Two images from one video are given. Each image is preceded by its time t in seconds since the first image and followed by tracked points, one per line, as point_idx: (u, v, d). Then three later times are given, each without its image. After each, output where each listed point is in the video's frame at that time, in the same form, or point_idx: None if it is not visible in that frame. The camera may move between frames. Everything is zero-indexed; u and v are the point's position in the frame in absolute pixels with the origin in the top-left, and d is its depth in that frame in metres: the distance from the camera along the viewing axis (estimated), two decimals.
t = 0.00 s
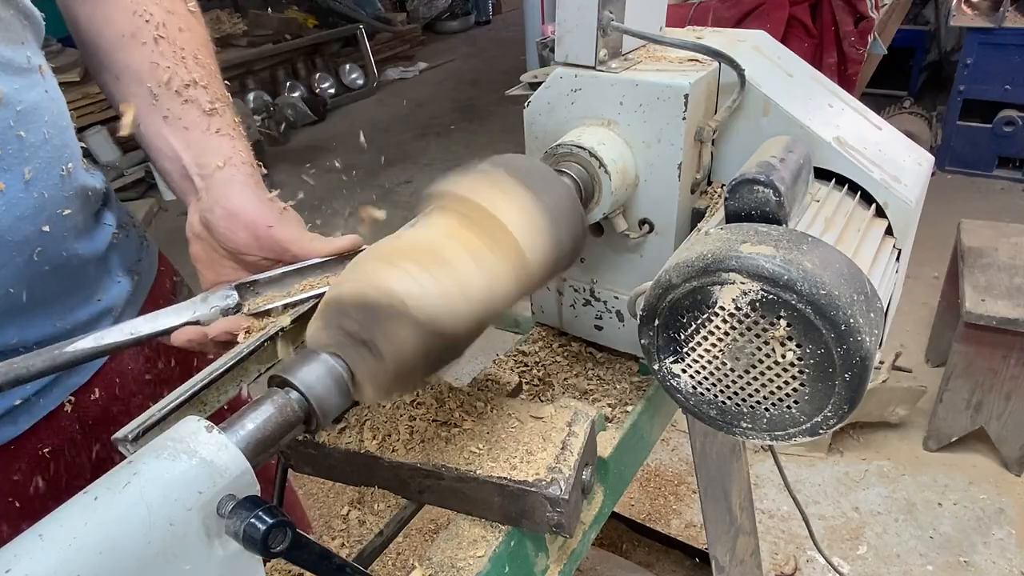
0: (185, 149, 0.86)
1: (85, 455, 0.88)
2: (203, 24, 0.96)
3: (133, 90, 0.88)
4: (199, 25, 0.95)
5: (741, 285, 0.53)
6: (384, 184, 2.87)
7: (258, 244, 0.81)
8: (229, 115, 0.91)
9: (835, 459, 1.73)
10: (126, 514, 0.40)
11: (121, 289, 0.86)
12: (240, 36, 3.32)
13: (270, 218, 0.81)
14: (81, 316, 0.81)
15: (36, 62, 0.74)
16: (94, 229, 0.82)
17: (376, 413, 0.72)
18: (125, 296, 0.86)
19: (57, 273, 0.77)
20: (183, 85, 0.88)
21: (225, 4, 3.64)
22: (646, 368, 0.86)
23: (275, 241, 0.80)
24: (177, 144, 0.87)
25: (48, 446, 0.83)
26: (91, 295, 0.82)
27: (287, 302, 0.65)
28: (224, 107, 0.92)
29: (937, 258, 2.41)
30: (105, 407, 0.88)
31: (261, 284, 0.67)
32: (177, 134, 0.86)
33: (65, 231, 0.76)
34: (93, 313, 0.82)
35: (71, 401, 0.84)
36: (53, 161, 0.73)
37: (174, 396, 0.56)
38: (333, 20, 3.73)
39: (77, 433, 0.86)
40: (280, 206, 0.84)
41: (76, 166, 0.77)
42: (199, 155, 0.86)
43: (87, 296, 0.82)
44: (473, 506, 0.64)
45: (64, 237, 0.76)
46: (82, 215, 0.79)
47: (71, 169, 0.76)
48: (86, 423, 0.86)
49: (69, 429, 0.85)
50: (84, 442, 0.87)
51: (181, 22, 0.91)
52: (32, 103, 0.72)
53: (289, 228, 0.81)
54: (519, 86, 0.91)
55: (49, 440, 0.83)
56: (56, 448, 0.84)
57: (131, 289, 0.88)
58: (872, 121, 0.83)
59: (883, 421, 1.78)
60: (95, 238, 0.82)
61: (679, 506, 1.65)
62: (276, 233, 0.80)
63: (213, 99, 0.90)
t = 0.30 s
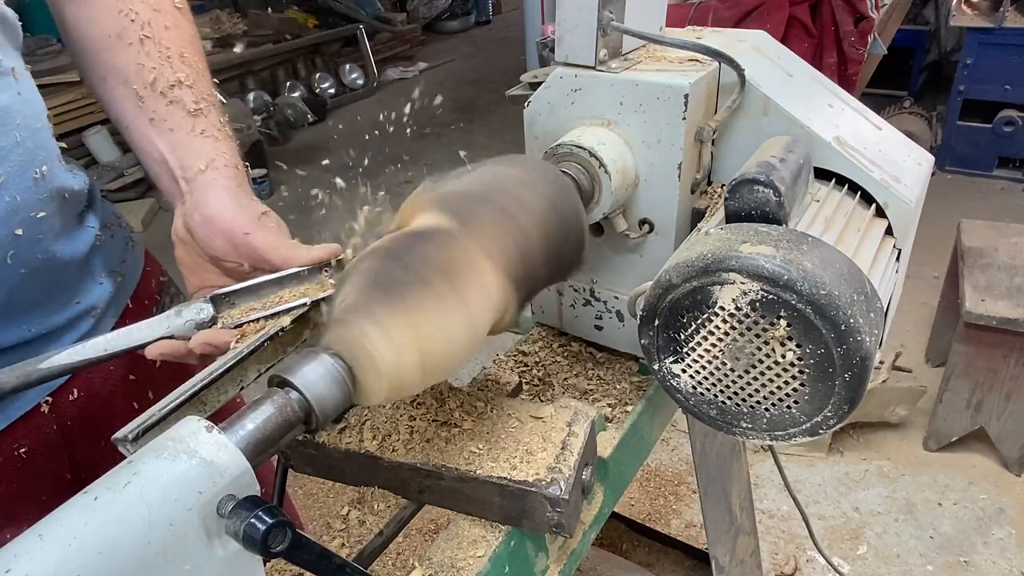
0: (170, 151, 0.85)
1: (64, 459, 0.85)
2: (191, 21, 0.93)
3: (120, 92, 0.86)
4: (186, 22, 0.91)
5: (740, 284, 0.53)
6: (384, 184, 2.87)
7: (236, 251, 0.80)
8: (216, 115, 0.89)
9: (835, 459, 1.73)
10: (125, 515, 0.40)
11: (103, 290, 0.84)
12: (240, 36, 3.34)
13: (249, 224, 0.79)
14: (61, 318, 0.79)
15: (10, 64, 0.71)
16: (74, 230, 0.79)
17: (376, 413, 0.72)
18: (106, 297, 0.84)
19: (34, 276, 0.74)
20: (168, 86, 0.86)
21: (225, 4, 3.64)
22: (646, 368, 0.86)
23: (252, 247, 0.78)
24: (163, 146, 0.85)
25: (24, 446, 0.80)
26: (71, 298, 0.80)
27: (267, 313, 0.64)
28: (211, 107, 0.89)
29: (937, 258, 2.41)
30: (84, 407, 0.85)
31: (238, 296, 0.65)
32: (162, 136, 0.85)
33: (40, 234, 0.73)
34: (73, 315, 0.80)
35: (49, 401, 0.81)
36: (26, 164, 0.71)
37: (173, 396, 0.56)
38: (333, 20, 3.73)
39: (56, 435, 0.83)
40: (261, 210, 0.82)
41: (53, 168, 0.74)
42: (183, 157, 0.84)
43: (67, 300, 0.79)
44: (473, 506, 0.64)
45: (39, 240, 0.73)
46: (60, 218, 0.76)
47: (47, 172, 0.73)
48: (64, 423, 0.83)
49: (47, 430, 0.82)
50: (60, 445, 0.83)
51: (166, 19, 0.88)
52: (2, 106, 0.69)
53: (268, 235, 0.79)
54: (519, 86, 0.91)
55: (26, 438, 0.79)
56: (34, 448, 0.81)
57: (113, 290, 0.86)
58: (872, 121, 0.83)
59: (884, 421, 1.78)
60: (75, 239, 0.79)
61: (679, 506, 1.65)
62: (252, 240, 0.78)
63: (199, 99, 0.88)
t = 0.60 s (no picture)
0: (149, 156, 0.86)
1: (47, 471, 0.86)
2: (170, 25, 0.94)
3: (97, 95, 0.87)
4: (165, 26, 0.93)
5: (740, 284, 0.53)
6: (384, 184, 2.87)
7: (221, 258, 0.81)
8: (196, 118, 0.91)
9: (835, 458, 1.73)
10: (125, 515, 0.40)
11: (85, 299, 0.85)
12: (240, 36, 3.36)
13: (233, 232, 0.81)
14: (43, 326, 0.80)
15: None
16: (56, 237, 0.80)
17: (376, 413, 0.72)
18: (89, 306, 0.85)
19: (13, 283, 0.75)
20: (148, 90, 0.87)
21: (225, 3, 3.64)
22: (646, 368, 0.86)
23: (237, 254, 0.79)
24: (142, 151, 0.86)
25: (7, 460, 0.81)
26: (52, 307, 0.81)
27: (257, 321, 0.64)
28: (191, 110, 0.91)
29: (937, 258, 2.41)
30: (68, 417, 0.86)
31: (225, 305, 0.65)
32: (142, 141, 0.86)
33: (19, 241, 0.75)
34: (55, 324, 0.81)
35: (32, 412, 0.82)
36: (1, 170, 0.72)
37: (175, 395, 0.56)
38: (333, 20, 3.74)
39: (39, 447, 0.84)
40: (245, 218, 0.83)
41: (30, 172, 0.75)
42: (164, 163, 0.85)
43: (49, 309, 0.81)
44: (472, 505, 0.64)
45: (18, 246, 0.75)
46: (41, 225, 0.77)
47: (24, 176, 0.75)
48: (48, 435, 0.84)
49: (30, 442, 0.82)
50: (43, 457, 0.84)
51: (145, 23, 0.89)
52: None
53: (252, 242, 0.80)
54: (519, 86, 0.91)
55: (9, 453, 0.81)
56: (16, 461, 0.82)
57: (96, 298, 0.87)
58: (872, 121, 0.83)
59: (884, 421, 1.78)
60: (57, 246, 0.80)
61: (680, 506, 1.65)
62: (238, 247, 0.79)
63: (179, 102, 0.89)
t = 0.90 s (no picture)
0: (113, 167, 0.89)
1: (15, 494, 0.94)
2: (132, 27, 0.96)
3: (58, 103, 0.88)
4: (129, 31, 0.95)
5: (740, 284, 0.53)
6: (384, 184, 2.87)
7: (195, 274, 0.85)
8: (161, 126, 0.93)
9: (835, 458, 1.73)
10: (125, 515, 0.40)
11: (48, 322, 0.91)
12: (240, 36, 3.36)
13: (205, 247, 0.84)
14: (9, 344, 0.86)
15: None
16: (17, 258, 0.88)
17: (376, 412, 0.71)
18: (52, 329, 0.92)
19: None
20: (111, 99, 0.88)
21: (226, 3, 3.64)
22: (646, 368, 0.86)
23: (210, 270, 0.83)
24: (106, 162, 0.89)
25: None
26: (16, 328, 0.88)
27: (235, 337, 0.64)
28: (156, 118, 0.93)
29: (937, 258, 2.41)
30: (32, 442, 0.94)
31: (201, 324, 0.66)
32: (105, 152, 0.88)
33: None
34: (20, 344, 0.87)
35: None
36: None
37: (173, 396, 0.57)
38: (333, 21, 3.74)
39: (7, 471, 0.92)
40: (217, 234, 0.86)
41: None
42: (130, 176, 0.88)
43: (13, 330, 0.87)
44: (473, 505, 0.64)
45: None
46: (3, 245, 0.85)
47: None
48: (14, 460, 0.92)
49: None
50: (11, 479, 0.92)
51: (107, 29, 0.91)
52: None
53: (225, 257, 0.83)
54: (519, 86, 0.91)
55: None
56: None
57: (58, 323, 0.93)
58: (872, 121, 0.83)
59: (883, 421, 1.78)
60: (18, 267, 0.87)
61: (679, 506, 1.65)
62: (211, 263, 0.82)
63: (143, 110, 0.91)
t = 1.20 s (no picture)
0: (93, 174, 0.89)
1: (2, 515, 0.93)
2: (110, 32, 0.96)
3: (34, 109, 0.88)
4: (108, 35, 0.95)
5: (740, 284, 0.53)
6: (384, 184, 2.87)
7: (181, 285, 0.85)
8: (141, 132, 0.93)
9: (835, 458, 1.73)
10: (126, 516, 0.40)
11: (30, 338, 0.90)
12: (239, 36, 3.36)
13: (192, 258, 0.85)
14: None
15: None
16: None
17: (376, 412, 0.71)
18: (35, 346, 0.91)
19: None
20: (91, 104, 0.88)
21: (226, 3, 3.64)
22: (646, 368, 0.86)
23: (197, 281, 0.83)
24: (86, 168, 0.89)
25: None
26: None
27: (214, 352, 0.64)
28: (136, 123, 0.92)
29: (937, 258, 2.41)
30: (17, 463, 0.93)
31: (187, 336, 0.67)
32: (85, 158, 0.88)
33: None
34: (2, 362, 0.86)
35: None
36: None
37: (174, 396, 0.57)
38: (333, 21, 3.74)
39: None
40: (204, 245, 0.87)
41: None
42: (110, 183, 0.88)
43: None
44: (473, 505, 0.64)
45: None
46: None
47: None
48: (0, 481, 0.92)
49: None
50: None
51: (85, 31, 0.91)
52: None
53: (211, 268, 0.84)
54: (519, 86, 0.91)
55: None
56: None
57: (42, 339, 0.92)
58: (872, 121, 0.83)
59: (883, 421, 1.78)
60: None
61: (679, 506, 1.65)
62: (198, 274, 0.83)
63: (124, 115, 0.91)
